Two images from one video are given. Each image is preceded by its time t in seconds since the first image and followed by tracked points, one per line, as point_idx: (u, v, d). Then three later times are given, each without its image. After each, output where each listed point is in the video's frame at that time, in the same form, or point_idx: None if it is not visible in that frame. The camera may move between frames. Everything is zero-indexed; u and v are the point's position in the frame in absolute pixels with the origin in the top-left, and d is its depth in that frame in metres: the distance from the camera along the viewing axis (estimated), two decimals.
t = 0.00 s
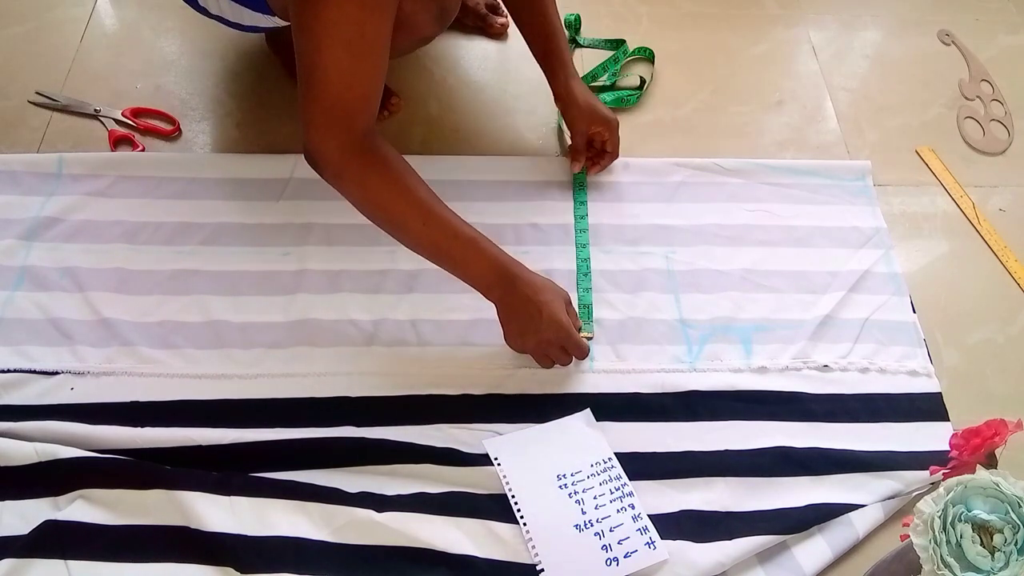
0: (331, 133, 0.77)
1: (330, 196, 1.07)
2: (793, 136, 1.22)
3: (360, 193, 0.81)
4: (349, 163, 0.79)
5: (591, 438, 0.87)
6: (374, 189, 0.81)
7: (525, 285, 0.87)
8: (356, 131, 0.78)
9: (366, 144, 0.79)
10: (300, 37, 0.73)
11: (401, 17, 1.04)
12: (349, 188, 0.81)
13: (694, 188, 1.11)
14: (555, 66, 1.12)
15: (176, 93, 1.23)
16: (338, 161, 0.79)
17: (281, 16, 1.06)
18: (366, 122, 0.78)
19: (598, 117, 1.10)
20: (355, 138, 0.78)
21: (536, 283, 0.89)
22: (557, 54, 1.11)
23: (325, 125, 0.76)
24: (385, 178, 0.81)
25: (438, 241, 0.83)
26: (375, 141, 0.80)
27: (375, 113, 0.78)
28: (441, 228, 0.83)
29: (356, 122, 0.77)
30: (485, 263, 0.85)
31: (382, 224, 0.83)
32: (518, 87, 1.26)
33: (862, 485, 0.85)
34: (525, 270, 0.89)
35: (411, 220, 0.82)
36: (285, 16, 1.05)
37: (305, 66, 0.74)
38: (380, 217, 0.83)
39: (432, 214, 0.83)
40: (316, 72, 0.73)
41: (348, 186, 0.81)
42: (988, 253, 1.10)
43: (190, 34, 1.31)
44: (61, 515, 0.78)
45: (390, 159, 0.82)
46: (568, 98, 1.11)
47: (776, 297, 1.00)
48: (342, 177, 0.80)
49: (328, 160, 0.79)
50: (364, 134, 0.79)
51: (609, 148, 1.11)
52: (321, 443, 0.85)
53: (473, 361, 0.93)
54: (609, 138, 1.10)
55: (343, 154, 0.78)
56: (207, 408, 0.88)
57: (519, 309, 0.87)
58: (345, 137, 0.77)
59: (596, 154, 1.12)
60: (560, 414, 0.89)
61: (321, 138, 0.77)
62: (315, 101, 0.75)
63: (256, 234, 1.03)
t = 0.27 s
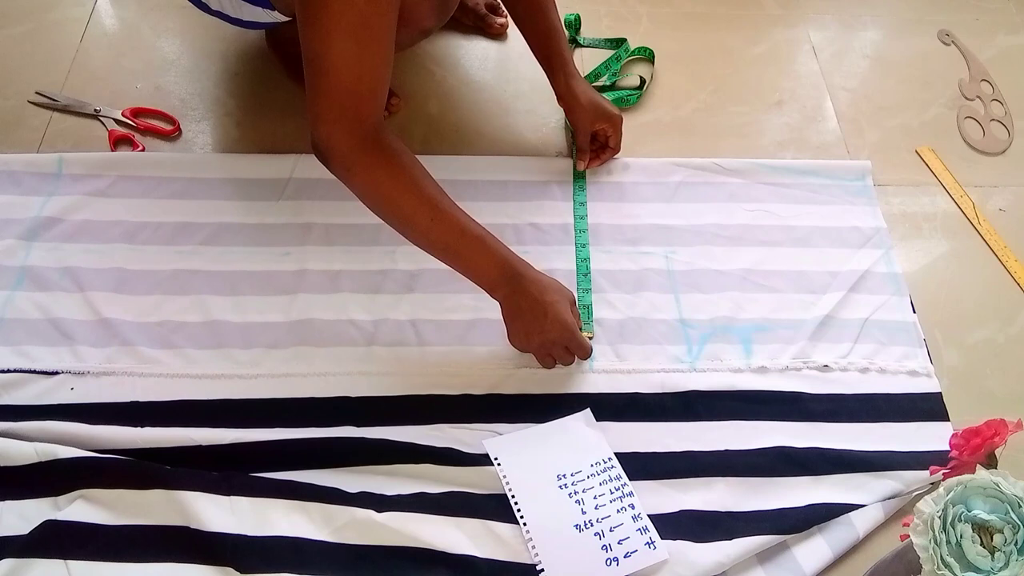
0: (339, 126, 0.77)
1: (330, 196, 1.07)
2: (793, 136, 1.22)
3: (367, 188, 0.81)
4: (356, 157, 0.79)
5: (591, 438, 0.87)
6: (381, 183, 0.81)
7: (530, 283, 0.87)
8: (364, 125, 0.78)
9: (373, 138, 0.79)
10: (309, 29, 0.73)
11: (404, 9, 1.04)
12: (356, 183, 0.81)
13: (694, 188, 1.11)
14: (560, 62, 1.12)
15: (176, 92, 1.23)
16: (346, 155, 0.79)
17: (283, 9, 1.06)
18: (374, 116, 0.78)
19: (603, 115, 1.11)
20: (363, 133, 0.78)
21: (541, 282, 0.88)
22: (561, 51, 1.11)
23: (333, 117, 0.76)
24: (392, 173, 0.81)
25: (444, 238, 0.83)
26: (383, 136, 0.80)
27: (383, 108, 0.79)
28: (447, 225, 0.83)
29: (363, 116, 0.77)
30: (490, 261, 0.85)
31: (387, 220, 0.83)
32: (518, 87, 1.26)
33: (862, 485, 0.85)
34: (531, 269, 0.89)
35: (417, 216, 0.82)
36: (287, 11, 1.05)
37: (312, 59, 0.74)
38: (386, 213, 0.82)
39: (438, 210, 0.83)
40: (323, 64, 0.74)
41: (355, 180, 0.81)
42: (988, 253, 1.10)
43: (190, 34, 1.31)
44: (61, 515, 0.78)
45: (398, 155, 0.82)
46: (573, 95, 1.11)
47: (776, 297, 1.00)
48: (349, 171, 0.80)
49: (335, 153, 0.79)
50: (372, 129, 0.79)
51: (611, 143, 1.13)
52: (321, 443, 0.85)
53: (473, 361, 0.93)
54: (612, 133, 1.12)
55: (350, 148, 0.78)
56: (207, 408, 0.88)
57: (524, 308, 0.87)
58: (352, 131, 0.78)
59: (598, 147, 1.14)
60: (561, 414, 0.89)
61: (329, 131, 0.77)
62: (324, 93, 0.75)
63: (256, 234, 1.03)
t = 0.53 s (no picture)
0: (330, 128, 0.77)
1: (330, 196, 1.07)
2: (793, 136, 1.22)
3: (358, 190, 0.81)
4: (348, 159, 0.79)
5: (591, 438, 0.87)
6: (372, 186, 0.81)
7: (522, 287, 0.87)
8: (356, 127, 0.78)
9: (365, 141, 0.79)
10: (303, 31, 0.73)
11: (406, 11, 1.04)
12: (347, 185, 0.81)
13: (694, 188, 1.11)
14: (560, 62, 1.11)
15: (176, 92, 1.23)
16: (337, 157, 0.79)
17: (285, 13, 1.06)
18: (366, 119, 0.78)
19: (602, 116, 1.11)
20: (355, 135, 0.78)
21: (533, 287, 0.88)
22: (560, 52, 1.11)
23: (325, 119, 0.76)
24: (383, 176, 0.81)
25: (435, 241, 0.83)
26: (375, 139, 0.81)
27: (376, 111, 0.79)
28: (438, 228, 0.83)
29: (356, 118, 0.77)
30: (481, 265, 0.85)
31: (378, 222, 0.83)
32: (518, 87, 1.26)
33: (862, 485, 0.85)
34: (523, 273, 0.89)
35: (408, 219, 0.82)
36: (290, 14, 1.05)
37: (307, 61, 0.74)
38: (377, 215, 0.82)
39: (429, 214, 0.83)
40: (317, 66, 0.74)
41: (346, 182, 0.81)
42: (988, 253, 1.10)
43: (190, 34, 1.31)
44: (61, 515, 0.78)
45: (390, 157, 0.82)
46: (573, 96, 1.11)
47: (776, 297, 1.00)
48: (341, 173, 0.80)
49: (327, 155, 0.79)
50: (364, 132, 0.79)
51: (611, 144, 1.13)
52: (321, 444, 0.85)
53: (473, 361, 0.93)
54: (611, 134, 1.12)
55: (342, 150, 0.79)
56: (207, 408, 0.88)
57: (515, 312, 0.87)
58: (344, 133, 0.78)
59: (598, 147, 1.14)
60: (560, 414, 0.89)
61: (321, 133, 0.78)
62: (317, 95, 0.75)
63: (256, 234, 1.03)
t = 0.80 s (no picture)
0: (335, 132, 0.77)
1: (330, 196, 1.07)
2: (793, 136, 1.22)
3: (363, 193, 0.81)
4: (353, 163, 0.79)
5: (591, 438, 0.87)
6: (377, 189, 0.81)
7: (528, 289, 0.87)
8: (361, 131, 0.78)
9: (370, 144, 0.79)
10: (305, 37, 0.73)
11: (406, 15, 1.04)
12: (353, 189, 0.81)
13: (694, 189, 1.11)
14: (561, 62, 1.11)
15: (176, 92, 1.23)
16: (342, 161, 0.79)
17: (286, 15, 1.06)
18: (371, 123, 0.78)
19: (603, 117, 1.11)
20: (359, 139, 0.78)
21: (539, 287, 0.88)
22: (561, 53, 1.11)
23: (330, 124, 0.77)
24: (389, 179, 0.81)
25: (440, 244, 0.83)
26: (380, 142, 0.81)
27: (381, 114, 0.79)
28: (444, 230, 0.83)
29: (360, 123, 0.77)
30: (487, 267, 0.85)
31: (384, 225, 0.84)
32: (518, 87, 1.26)
33: (861, 485, 0.85)
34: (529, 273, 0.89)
35: (413, 222, 0.82)
36: (290, 15, 1.05)
37: (310, 66, 0.74)
38: (383, 218, 0.83)
39: (435, 216, 0.83)
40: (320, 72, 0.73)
41: (352, 186, 0.81)
42: (988, 253, 1.10)
43: (190, 34, 1.31)
44: (61, 515, 0.78)
45: (395, 160, 0.82)
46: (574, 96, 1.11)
47: (776, 297, 1.00)
48: (346, 176, 0.80)
49: (332, 158, 0.79)
50: (369, 135, 0.79)
51: (612, 144, 1.13)
52: (321, 444, 0.85)
53: (473, 361, 0.92)
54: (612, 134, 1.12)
55: (347, 154, 0.79)
56: (207, 408, 0.88)
57: (521, 313, 0.87)
58: (349, 137, 0.78)
59: (598, 147, 1.14)
60: (561, 413, 0.89)
61: (326, 137, 0.78)
62: (321, 100, 0.75)
63: (256, 235, 1.03)
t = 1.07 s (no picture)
0: (336, 133, 0.77)
1: (330, 196, 1.07)
2: (793, 136, 1.22)
3: (364, 194, 0.81)
4: (353, 164, 0.79)
5: (591, 438, 0.87)
6: (378, 190, 0.81)
7: (529, 290, 0.87)
8: (361, 132, 0.78)
9: (371, 145, 0.79)
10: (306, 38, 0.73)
11: (406, 15, 1.04)
12: (353, 189, 0.81)
13: (694, 189, 1.11)
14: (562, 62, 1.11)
15: (177, 92, 1.23)
16: (343, 162, 0.79)
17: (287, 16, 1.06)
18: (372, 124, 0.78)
19: (603, 117, 1.11)
20: (360, 140, 0.78)
21: (539, 288, 0.88)
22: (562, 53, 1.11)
23: (330, 124, 0.76)
24: (389, 179, 0.81)
25: (441, 245, 0.83)
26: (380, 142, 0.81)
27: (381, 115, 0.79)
28: (444, 231, 0.83)
29: (361, 123, 0.77)
30: (488, 267, 0.85)
31: (385, 226, 0.84)
32: (518, 87, 1.26)
33: (861, 485, 0.85)
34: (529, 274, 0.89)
35: (414, 222, 0.82)
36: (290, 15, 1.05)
37: (311, 67, 0.74)
38: (383, 219, 0.83)
39: (435, 217, 0.83)
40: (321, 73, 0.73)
41: (352, 186, 0.81)
42: (988, 253, 1.10)
43: (190, 34, 1.31)
44: (61, 515, 0.78)
45: (395, 161, 0.82)
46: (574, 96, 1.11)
47: (776, 297, 1.00)
48: (346, 177, 0.80)
49: (332, 159, 0.79)
50: (370, 136, 0.79)
51: (612, 145, 1.13)
52: (321, 444, 0.85)
53: (473, 361, 0.92)
54: (612, 135, 1.13)
55: (347, 155, 0.79)
56: (207, 408, 0.88)
57: (522, 314, 0.87)
58: (350, 138, 0.78)
59: (598, 148, 1.14)
60: (561, 413, 0.89)
61: (326, 138, 0.78)
62: (321, 100, 0.75)
63: (256, 235, 1.03)
